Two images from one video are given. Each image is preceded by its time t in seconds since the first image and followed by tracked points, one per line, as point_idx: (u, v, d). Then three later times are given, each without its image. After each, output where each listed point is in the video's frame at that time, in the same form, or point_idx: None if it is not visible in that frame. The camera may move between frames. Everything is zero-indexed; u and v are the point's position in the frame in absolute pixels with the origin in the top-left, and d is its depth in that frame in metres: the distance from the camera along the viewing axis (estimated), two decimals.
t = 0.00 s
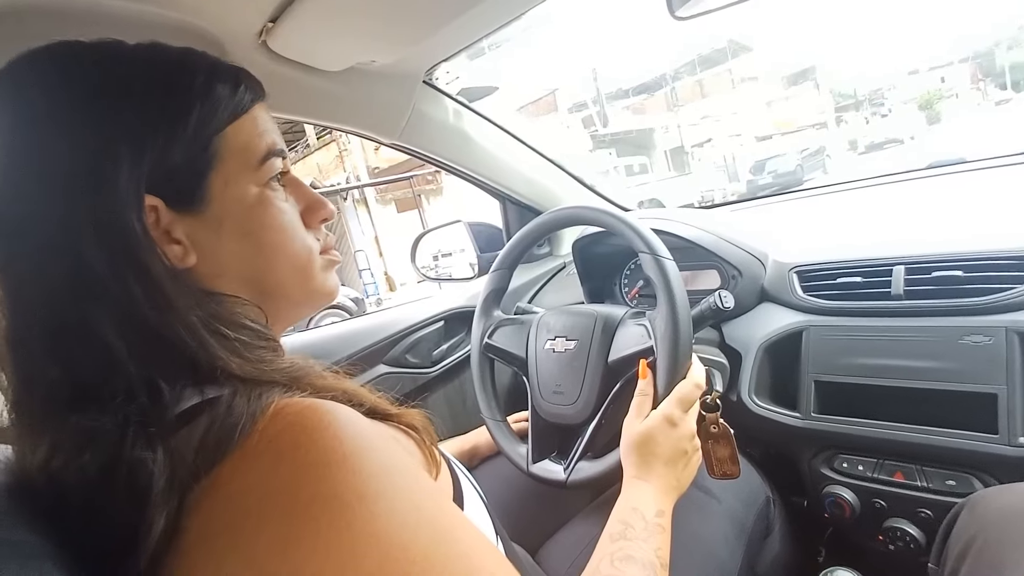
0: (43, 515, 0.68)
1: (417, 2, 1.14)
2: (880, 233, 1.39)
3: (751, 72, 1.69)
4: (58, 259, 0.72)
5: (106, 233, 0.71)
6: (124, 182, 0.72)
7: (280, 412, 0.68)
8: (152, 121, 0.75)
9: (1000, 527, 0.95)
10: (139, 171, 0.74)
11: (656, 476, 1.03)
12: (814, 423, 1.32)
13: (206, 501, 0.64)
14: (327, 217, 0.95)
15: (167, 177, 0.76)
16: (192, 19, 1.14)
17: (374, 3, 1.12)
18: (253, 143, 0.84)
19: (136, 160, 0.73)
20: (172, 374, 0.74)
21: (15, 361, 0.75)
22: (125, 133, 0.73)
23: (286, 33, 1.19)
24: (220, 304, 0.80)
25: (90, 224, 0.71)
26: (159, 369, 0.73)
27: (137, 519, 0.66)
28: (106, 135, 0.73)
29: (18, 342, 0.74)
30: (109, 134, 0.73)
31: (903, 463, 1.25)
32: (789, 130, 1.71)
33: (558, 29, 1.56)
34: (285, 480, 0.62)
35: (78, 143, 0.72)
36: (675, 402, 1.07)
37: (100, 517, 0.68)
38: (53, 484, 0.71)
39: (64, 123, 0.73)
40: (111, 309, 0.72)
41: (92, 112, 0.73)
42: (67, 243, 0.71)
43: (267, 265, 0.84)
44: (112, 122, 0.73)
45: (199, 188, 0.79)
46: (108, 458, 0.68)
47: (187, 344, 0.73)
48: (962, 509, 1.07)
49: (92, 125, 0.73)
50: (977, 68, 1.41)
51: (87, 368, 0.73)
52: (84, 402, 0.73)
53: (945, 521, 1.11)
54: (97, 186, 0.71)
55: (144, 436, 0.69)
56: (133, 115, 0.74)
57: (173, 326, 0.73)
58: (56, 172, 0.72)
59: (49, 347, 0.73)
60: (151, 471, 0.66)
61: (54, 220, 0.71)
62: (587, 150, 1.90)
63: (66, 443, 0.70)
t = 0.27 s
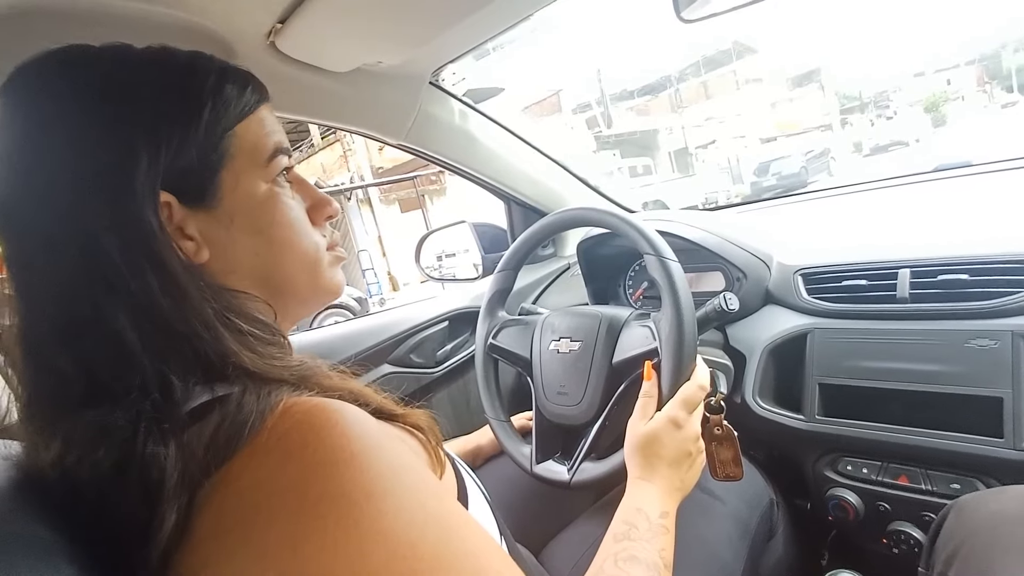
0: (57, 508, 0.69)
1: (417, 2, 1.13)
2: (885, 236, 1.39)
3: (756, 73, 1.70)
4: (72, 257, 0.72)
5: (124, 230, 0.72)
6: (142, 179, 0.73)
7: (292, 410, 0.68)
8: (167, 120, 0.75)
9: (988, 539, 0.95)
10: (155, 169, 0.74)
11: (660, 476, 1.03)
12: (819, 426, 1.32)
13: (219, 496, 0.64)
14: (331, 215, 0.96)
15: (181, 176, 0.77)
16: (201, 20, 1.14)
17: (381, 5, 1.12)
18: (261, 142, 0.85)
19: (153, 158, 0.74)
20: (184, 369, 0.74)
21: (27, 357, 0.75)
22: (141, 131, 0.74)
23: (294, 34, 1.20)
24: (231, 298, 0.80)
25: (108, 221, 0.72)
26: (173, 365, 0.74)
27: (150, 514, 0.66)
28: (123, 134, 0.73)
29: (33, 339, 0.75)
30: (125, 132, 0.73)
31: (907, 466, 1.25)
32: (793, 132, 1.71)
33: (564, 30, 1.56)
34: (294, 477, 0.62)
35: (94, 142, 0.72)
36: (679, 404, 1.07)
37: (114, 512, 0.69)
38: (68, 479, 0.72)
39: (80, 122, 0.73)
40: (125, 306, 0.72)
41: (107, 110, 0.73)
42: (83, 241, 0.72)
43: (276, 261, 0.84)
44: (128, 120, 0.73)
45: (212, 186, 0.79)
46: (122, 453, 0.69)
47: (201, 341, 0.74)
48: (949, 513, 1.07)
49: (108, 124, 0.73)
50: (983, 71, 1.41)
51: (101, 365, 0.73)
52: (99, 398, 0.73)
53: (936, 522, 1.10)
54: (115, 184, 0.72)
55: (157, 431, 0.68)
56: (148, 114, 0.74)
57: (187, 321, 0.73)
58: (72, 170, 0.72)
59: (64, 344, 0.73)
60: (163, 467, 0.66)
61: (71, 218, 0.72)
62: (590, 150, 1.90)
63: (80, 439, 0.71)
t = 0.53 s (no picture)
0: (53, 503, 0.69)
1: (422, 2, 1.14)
2: (888, 236, 1.38)
3: (758, 74, 1.71)
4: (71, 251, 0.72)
5: (126, 223, 0.71)
6: (145, 173, 0.72)
7: (289, 407, 0.68)
8: (171, 114, 0.75)
9: (954, 539, 0.95)
10: (158, 163, 0.74)
11: (660, 476, 1.03)
12: (820, 426, 1.32)
13: (215, 493, 0.64)
14: (333, 217, 0.95)
15: (184, 171, 0.76)
16: (203, 16, 1.14)
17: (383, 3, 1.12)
18: (265, 142, 0.85)
19: (156, 152, 0.74)
20: (181, 365, 0.73)
21: (23, 351, 0.75)
22: (144, 125, 0.73)
23: (295, 31, 1.20)
24: (229, 295, 0.79)
25: (108, 214, 0.71)
26: (170, 360, 0.73)
27: (145, 510, 0.66)
28: (126, 127, 0.73)
29: (27, 333, 0.74)
30: (128, 126, 0.73)
31: (909, 466, 1.24)
32: (794, 132, 1.71)
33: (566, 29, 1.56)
34: (292, 475, 0.62)
35: (97, 137, 0.72)
36: (680, 403, 1.06)
37: (110, 508, 0.68)
38: (65, 474, 0.72)
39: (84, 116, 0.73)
40: (125, 300, 0.72)
41: (111, 105, 0.73)
42: (84, 234, 0.72)
43: (276, 259, 0.84)
44: (131, 114, 0.73)
45: (214, 183, 0.79)
46: (117, 449, 0.68)
47: (200, 337, 0.73)
48: (912, 514, 1.06)
49: (112, 118, 0.73)
50: (987, 72, 1.41)
51: (97, 359, 0.72)
52: (92, 392, 0.72)
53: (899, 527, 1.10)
54: (117, 178, 0.72)
55: (153, 426, 0.69)
56: (152, 108, 0.74)
57: (187, 314, 0.73)
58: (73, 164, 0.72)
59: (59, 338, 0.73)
60: (158, 463, 0.66)
61: (71, 211, 0.72)
62: (592, 150, 1.88)
63: (77, 433, 0.71)
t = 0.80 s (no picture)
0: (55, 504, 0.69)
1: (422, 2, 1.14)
2: (889, 237, 1.38)
3: (760, 74, 1.70)
4: (73, 250, 0.72)
5: (129, 222, 0.71)
6: (147, 172, 0.72)
7: (289, 408, 0.68)
8: (174, 113, 0.75)
9: (965, 537, 0.95)
10: (160, 162, 0.73)
11: (660, 478, 1.03)
12: (820, 428, 1.32)
13: (215, 494, 0.64)
14: (334, 216, 0.95)
15: (186, 170, 0.76)
16: (203, 16, 1.14)
17: (383, 3, 1.12)
18: (267, 140, 0.85)
19: (159, 150, 0.73)
20: (181, 365, 0.73)
21: (24, 351, 0.75)
22: (147, 124, 0.73)
23: (296, 31, 1.19)
24: (232, 293, 0.79)
25: (109, 213, 0.71)
26: (171, 359, 0.72)
27: (145, 511, 0.66)
28: (130, 126, 0.72)
29: (28, 333, 0.74)
30: (131, 125, 0.72)
31: (910, 470, 1.24)
32: (795, 133, 1.70)
33: (567, 29, 1.56)
34: (291, 476, 0.61)
35: (99, 135, 0.72)
36: (680, 405, 1.06)
37: (111, 509, 0.68)
38: (65, 475, 0.72)
39: (87, 116, 0.72)
40: (126, 299, 0.71)
41: (115, 103, 0.73)
42: (85, 233, 0.71)
43: (279, 258, 0.84)
44: (133, 113, 0.73)
45: (215, 182, 0.79)
46: (117, 450, 0.69)
47: (201, 337, 0.73)
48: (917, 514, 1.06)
49: (115, 116, 0.72)
50: (988, 73, 1.41)
51: (99, 359, 0.72)
52: (94, 393, 0.72)
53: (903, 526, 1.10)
54: (119, 176, 0.71)
55: (154, 426, 0.68)
56: (154, 107, 0.74)
57: (189, 312, 0.72)
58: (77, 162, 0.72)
59: (60, 339, 0.72)
60: (158, 465, 0.66)
61: (72, 209, 0.71)
62: (593, 150, 1.89)
63: (77, 433, 0.71)
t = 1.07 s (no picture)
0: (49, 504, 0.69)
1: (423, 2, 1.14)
2: (891, 237, 1.38)
3: (761, 74, 1.70)
4: (69, 249, 0.71)
5: (127, 220, 0.71)
6: (145, 171, 0.72)
7: (287, 410, 0.68)
8: (171, 110, 0.75)
9: (961, 541, 0.94)
10: (158, 159, 0.73)
11: (661, 478, 1.02)
12: (822, 428, 1.31)
13: (213, 497, 0.64)
14: (331, 214, 0.95)
15: (183, 168, 0.76)
16: (203, 15, 1.13)
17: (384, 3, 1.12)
18: (265, 138, 0.84)
19: (157, 146, 0.73)
20: (180, 366, 0.73)
21: (19, 350, 0.74)
22: (144, 123, 0.73)
23: (297, 30, 1.19)
24: (230, 293, 0.78)
25: (107, 210, 0.71)
26: (169, 360, 0.72)
27: (143, 514, 0.66)
28: (127, 124, 0.72)
29: (23, 333, 0.73)
30: (129, 123, 0.72)
31: (912, 470, 1.24)
32: (797, 132, 1.68)
33: (568, 29, 1.56)
34: (289, 478, 0.61)
35: (96, 133, 0.72)
36: (681, 405, 1.06)
37: (110, 512, 0.68)
38: (61, 477, 0.71)
39: (84, 113, 0.72)
40: (126, 300, 0.71)
41: (112, 100, 0.73)
42: (83, 232, 0.71)
43: (277, 257, 0.83)
44: (131, 110, 0.73)
45: (213, 180, 0.78)
46: (117, 452, 0.69)
47: (200, 339, 0.73)
48: (918, 517, 1.06)
49: (112, 114, 0.72)
50: (990, 73, 1.40)
51: (97, 360, 0.71)
52: (92, 394, 0.72)
53: (904, 529, 1.10)
54: (118, 175, 0.71)
55: (154, 429, 0.69)
56: (152, 104, 0.74)
57: (188, 313, 0.72)
58: (73, 159, 0.71)
59: (57, 338, 0.72)
60: (157, 468, 0.66)
61: (69, 207, 0.71)
62: (594, 150, 1.89)
63: (77, 434, 0.71)
